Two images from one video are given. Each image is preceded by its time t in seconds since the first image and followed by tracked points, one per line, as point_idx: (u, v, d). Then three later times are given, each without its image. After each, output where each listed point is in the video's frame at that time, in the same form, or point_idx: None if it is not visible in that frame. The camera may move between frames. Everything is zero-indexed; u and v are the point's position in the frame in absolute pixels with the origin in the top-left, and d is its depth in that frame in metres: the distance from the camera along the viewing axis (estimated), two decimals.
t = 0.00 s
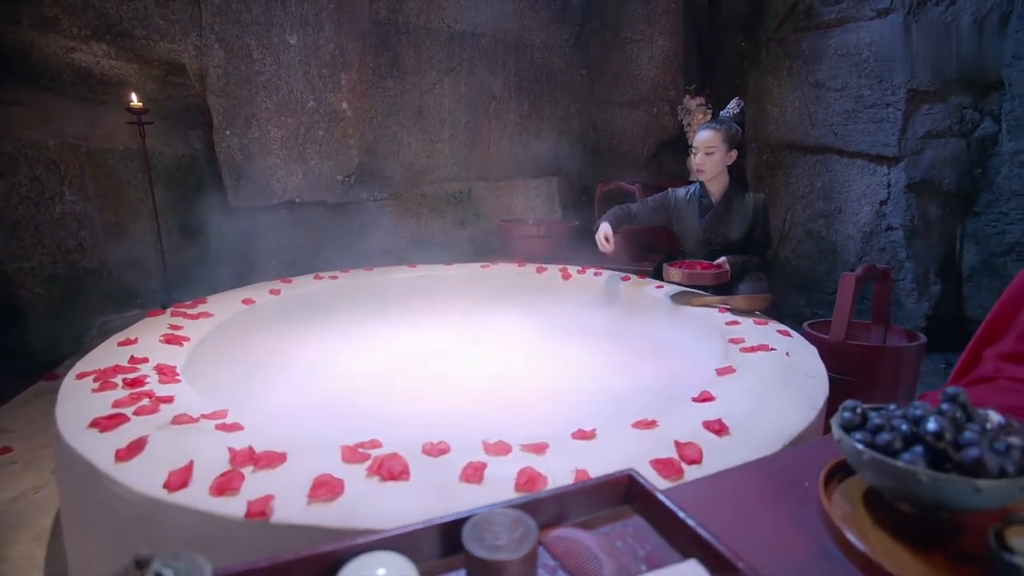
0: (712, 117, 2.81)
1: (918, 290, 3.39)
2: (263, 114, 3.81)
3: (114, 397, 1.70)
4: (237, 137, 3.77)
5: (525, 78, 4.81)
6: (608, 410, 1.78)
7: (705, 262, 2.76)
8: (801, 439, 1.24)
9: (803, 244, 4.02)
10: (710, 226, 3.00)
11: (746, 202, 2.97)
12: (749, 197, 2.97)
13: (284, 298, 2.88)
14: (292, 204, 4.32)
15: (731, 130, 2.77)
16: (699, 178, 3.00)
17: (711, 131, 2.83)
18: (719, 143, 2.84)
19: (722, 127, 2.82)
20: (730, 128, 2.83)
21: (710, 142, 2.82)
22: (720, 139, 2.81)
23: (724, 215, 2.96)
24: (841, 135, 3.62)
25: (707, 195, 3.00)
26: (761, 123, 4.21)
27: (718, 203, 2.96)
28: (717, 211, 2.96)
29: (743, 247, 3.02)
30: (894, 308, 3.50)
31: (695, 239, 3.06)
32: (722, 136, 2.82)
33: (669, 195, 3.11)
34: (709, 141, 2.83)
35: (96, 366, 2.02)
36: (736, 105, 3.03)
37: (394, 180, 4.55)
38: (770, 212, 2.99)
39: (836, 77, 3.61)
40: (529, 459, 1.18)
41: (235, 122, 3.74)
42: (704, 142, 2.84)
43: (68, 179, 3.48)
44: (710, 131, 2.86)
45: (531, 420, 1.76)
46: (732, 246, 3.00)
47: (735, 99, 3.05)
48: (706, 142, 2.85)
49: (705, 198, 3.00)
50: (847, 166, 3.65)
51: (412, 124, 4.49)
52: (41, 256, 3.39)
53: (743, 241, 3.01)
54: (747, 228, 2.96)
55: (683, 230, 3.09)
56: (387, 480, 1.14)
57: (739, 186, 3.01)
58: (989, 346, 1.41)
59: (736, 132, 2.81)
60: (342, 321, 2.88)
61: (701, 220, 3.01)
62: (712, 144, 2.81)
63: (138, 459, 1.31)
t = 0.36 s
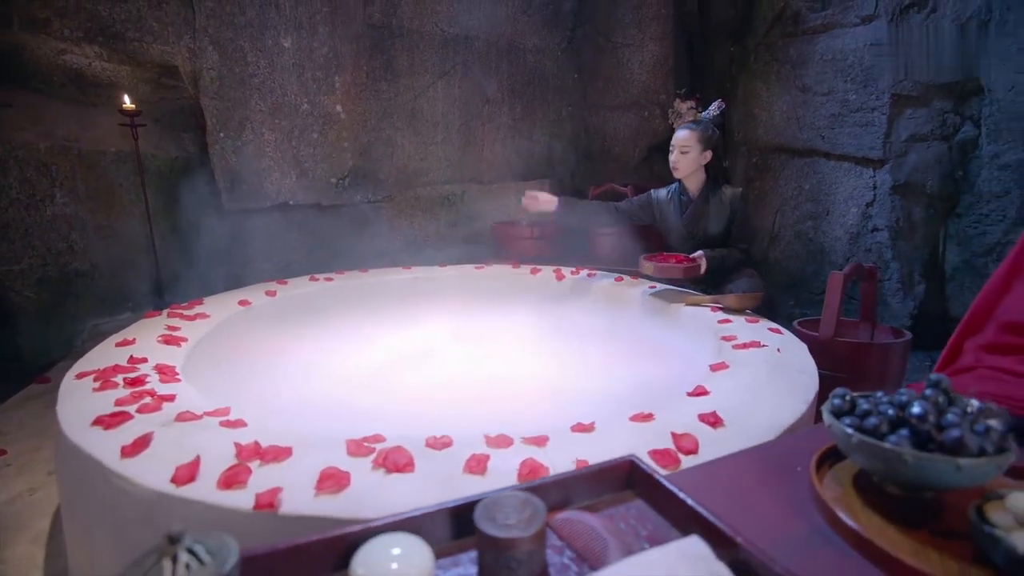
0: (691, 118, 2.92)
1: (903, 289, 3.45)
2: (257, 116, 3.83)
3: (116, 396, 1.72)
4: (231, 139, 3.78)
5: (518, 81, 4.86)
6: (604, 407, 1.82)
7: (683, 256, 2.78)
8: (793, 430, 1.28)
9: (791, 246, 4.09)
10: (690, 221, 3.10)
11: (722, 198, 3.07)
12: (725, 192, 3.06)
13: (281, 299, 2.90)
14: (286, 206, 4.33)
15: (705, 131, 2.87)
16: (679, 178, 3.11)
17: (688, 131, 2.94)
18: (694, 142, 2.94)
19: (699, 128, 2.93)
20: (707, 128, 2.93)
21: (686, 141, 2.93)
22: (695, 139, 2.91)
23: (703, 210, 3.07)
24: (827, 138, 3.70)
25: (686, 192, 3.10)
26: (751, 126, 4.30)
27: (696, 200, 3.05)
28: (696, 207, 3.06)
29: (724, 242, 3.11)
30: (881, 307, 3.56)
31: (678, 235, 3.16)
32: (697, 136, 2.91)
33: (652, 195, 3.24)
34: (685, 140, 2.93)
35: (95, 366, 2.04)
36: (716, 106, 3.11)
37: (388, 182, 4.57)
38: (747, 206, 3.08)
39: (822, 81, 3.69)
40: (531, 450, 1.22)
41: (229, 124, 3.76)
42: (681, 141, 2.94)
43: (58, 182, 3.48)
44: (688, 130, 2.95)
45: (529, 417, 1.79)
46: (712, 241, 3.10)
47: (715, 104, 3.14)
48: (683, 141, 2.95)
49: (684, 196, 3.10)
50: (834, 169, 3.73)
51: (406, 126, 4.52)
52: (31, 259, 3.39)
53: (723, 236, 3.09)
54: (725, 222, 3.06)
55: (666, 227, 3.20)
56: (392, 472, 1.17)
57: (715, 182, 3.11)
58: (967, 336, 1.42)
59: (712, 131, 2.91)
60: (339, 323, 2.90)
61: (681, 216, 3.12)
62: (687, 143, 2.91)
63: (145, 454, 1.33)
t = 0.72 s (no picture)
0: (676, 124, 3.03)
1: (887, 290, 3.52)
2: (250, 120, 3.84)
3: (116, 396, 1.73)
4: (223, 143, 3.79)
5: (509, 87, 4.92)
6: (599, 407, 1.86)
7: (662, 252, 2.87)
8: (781, 423, 1.33)
9: (778, 248, 4.17)
10: (677, 223, 3.23)
11: (706, 200, 3.18)
12: (708, 194, 3.16)
13: (274, 302, 2.91)
14: (278, 210, 4.34)
15: (691, 136, 2.99)
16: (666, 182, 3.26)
17: (672, 137, 3.04)
18: (682, 148, 3.06)
19: (683, 132, 3.03)
20: (692, 133, 3.06)
21: (673, 147, 3.04)
22: (681, 144, 3.03)
23: (687, 212, 3.19)
24: (812, 143, 3.79)
25: (672, 195, 3.25)
26: (738, 130, 4.38)
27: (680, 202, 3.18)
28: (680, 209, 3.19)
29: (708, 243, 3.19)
30: (866, 308, 3.64)
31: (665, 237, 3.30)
32: (684, 141, 3.04)
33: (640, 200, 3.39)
34: (672, 146, 3.05)
35: (93, 367, 2.05)
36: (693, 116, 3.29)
37: (381, 186, 4.59)
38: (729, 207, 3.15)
39: (807, 87, 3.79)
40: (531, 444, 1.25)
41: (221, 128, 3.77)
42: (668, 147, 3.06)
43: (47, 186, 3.48)
44: (673, 136, 3.07)
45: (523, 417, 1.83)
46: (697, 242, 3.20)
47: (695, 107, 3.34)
48: (669, 147, 3.07)
49: (670, 199, 3.25)
50: (819, 173, 3.82)
51: (398, 131, 4.55)
52: (19, 262, 3.38)
53: (707, 237, 3.18)
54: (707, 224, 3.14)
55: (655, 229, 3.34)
56: (396, 465, 1.19)
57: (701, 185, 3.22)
58: (946, 332, 1.47)
59: (697, 137, 3.05)
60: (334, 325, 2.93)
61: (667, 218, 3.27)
62: (675, 149, 3.02)
63: (148, 452, 1.34)
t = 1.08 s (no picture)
0: (672, 128, 3.04)
1: (871, 292, 3.59)
2: (241, 124, 3.85)
3: (114, 398, 1.74)
4: (214, 146, 3.79)
5: (500, 92, 4.97)
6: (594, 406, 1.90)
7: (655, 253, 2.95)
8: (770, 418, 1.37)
9: (766, 251, 4.24)
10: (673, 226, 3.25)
11: (703, 204, 3.20)
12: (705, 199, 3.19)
13: (268, 305, 2.92)
14: (269, 214, 4.34)
15: (688, 140, 3.01)
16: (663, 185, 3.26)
17: (671, 141, 3.06)
18: (680, 151, 3.07)
19: (681, 136, 3.05)
20: (688, 137, 3.06)
21: (672, 151, 3.05)
22: (680, 148, 3.05)
23: (682, 214, 3.21)
24: (797, 148, 3.87)
25: (669, 198, 3.26)
26: (725, 135, 4.45)
27: (677, 206, 3.21)
28: (676, 212, 3.21)
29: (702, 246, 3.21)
30: (851, 309, 3.71)
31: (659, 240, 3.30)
32: (682, 145, 3.05)
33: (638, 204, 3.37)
34: (671, 150, 3.06)
35: (90, 370, 2.05)
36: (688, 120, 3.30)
37: (372, 190, 4.62)
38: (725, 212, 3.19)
39: (791, 93, 3.88)
40: (530, 440, 1.28)
41: (213, 132, 3.77)
42: (667, 151, 3.07)
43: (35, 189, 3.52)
44: (671, 140, 3.09)
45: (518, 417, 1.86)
46: (692, 245, 3.21)
47: (693, 110, 3.54)
48: (667, 151, 3.08)
49: (667, 202, 3.26)
50: (804, 177, 3.89)
51: (390, 135, 4.58)
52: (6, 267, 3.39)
53: (704, 240, 3.20)
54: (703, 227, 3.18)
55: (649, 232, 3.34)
56: (398, 461, 1.21)
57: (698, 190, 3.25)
58: (927, 326, 1.54)
59: (694, 140, 3.05)
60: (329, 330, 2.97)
61: (664, 221, 3.27)
62: (672, 153, 3.03)
63: (150, 452, 1.36)
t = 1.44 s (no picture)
0: (674, 129, 3.10)
1: (855, 292, 3.65)
2: (232, 127, 3.86)
3: (112, 399, 1.76)
4: (204, 149, 3.81)
5: (491, 97, 5.02)
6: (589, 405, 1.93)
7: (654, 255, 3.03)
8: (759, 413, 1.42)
9: (754, 252, 4.31)
10: (672, 227, 3.33)
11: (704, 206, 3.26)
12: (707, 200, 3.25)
13: (262, 308, 2.92)
14: (261, 217, 4.34)
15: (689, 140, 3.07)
16: (663, 185, 3.32)
17: (673, 141, 3.11)
18: (682, 151, 3.13)
19: (683, 137, 3.10)
20: (690, 138, 3.12)
21: (674, 151, 3.11)
22: (682, 148, 3.10)
23: (683, 214, 3.28)
24: (783, 152, 3.95)
25: (670, 199, 3.33)
26: (713, 139, 4.53)
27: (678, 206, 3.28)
28: (678, 211, 3.29)
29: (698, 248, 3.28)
30: (835, 309, 3.78)
31: (659, 240, 3.39)
32: (684, 146, 3.10)
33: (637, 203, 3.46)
34: (673, 150, 3.11)
35: (85, 371, 2.06)
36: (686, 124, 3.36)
37: (364, 194, 4.65)
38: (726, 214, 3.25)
39: (777, 98, 3.95)
40: (528, 434, 1.31)
41: (204, 136, 3.79)
42: (670, 152, 3.12)
43: (21, 191, 3.53)
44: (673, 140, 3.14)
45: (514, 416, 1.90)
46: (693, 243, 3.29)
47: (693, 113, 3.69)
48: (670, 151, 3.13)
49: (668, 202, 3.33)
50: (789, 180, 3.97)
51: (381, 139, 4.61)
52: None
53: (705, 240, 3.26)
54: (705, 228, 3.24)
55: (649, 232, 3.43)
56: (400, 456, 1.23)
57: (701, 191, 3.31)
58: (911, 320, 1.56)
59: (695, 141, 3.11)
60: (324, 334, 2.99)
61: (664, 221, 3.35)
62: (674, 153, 3.10)
63: (152, 451, 1.36)
